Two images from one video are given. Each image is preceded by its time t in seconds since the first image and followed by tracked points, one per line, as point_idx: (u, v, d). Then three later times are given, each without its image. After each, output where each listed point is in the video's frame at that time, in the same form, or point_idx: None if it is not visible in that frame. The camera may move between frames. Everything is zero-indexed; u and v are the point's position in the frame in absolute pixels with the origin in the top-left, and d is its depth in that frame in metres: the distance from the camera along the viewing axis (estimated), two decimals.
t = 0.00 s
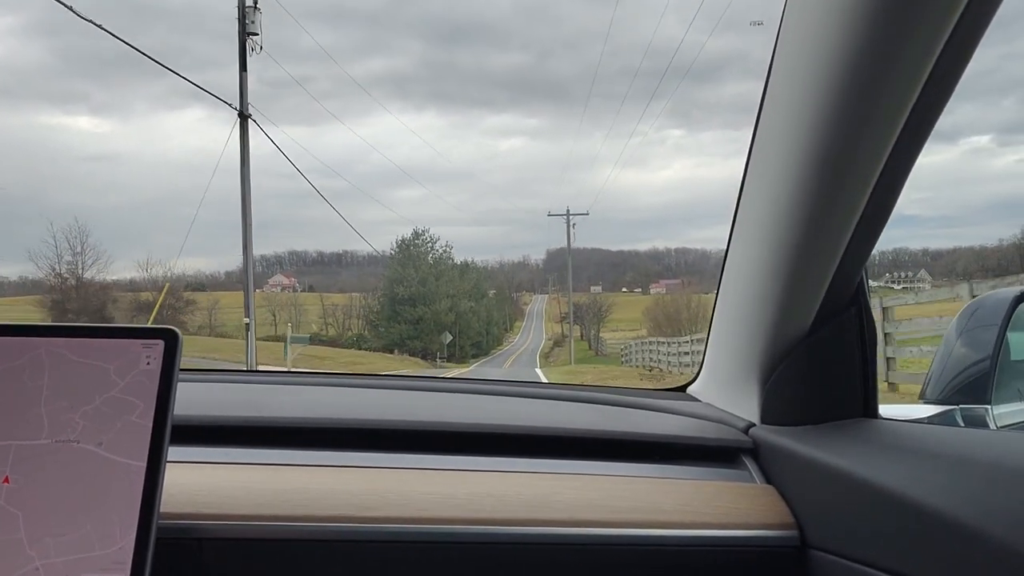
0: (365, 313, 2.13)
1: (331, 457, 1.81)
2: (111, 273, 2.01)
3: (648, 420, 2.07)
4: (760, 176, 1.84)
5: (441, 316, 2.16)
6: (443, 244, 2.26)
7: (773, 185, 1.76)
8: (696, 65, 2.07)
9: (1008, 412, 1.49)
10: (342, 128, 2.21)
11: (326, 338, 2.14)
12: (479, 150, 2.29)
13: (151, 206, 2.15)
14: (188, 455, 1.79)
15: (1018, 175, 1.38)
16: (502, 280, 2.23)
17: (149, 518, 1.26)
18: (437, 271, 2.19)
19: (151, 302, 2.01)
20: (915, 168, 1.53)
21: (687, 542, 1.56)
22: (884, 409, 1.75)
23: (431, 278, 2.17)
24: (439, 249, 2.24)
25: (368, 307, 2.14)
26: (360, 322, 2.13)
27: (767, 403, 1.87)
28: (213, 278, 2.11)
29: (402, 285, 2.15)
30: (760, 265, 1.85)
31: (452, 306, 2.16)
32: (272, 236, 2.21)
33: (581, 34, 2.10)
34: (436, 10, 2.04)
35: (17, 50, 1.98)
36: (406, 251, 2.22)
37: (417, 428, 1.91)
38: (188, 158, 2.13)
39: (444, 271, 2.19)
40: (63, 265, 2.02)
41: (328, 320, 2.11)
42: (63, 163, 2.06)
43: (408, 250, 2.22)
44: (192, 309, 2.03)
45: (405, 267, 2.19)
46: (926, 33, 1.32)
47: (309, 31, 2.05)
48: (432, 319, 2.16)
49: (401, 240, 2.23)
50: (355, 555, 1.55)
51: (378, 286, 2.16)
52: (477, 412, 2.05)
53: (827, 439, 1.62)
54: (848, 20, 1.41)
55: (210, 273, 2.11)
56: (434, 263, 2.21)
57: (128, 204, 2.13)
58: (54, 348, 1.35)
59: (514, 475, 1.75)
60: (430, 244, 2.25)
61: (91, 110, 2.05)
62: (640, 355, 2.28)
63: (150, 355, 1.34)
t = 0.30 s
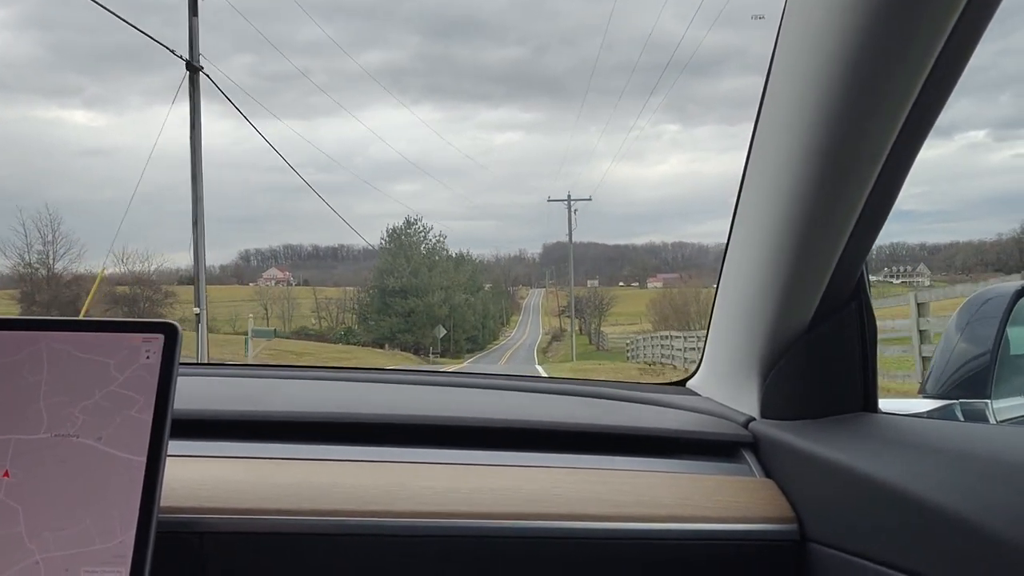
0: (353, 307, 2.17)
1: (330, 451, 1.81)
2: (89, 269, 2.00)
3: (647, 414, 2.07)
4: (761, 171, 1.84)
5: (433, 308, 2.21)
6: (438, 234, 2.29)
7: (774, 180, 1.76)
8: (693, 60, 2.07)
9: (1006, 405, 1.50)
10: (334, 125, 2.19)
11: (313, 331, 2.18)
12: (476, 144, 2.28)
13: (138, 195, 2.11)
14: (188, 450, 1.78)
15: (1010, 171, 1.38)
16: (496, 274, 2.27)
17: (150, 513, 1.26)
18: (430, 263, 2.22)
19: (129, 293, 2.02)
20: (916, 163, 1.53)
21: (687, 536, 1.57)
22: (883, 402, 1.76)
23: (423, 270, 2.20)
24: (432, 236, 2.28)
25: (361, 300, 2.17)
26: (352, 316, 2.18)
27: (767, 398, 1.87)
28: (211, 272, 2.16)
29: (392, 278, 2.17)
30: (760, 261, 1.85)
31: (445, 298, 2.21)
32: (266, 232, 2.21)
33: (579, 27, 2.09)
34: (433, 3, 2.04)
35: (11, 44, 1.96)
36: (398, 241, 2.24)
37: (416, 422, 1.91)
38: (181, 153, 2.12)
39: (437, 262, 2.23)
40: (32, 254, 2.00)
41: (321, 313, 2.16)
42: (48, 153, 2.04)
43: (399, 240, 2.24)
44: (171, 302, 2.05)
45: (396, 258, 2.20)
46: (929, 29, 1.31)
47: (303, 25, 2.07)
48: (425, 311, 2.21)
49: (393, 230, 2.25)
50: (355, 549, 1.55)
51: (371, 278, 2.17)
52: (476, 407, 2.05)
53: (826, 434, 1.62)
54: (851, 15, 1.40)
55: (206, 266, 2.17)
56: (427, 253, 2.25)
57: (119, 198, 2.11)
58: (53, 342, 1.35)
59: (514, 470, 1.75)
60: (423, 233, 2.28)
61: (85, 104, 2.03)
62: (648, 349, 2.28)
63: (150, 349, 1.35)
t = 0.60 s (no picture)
0: (341, 302, 2.14)
1: (329, 448, 1.81)
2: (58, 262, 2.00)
3: (646, 410, 2.07)
4: (758, 168, 1.85)
5: (425, 303, 2.17)
6: (428, 225, 2.26)
7: (772, 177, 1.77)
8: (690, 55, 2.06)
9: (1007, 400, 1.47)
10: (330, 120, 2.18)
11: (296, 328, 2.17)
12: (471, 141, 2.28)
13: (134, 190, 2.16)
14: (186, 446, 1.79)
15: (1002, 168, 1.39)
16: (492, 270, 2.23)
17: (149, 510, 1.26)
18: (421, 256, 2.19)
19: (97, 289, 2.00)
20: (913, 162, 1.53)
21: (686, 531, 1.57)
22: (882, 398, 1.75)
23: (414, 264, 2.16)
24: (424, 227, 2.26)
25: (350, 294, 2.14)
26: (342, 312, 2.15)
27: (766, 394, 1.88)
28: (198, 268, 2.15)
29: (382, 270, 2.14)
30: (759, 255, 1.85)
31: (437, 294, 2.17)
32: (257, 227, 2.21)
33: (573, 22, 2.07)
34: None
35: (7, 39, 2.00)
36: (386, 234, 2.20)
37: (416, 418, 1.91)
38: (174, 147, 2.15)
39: (429, 255, 2.21)
40: None
41: (312, 309, 2.13)
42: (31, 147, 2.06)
43: (387, 232, 2.20)
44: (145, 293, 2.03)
45: (385, 250, 2.18)
46: (927, 26, 1.32)
47: (296, 21, 2.05)
48: (416, 306, 2.17)
49: (381, 222, 2.21)
50: (353, 546, 1.55)
51: (356, 273, 2.15)
52: (476, 403, 2.05)
53: (824, 430, 1.62)
54: (850, 11, 1.41)
55: (198, 263, 2.16)
56: (418, 245, 2.22)
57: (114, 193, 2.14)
58: (50, 340, 1.35)
59: (513, 466, 1.75)
60: (413, 224, 2.25)
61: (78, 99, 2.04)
62: (651, 347, 2.28)
63: (147, 346, 1.34)
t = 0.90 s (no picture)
0: (329, 300, 2.15)
1: (331, 443, 1.81)
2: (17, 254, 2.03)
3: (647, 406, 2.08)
4: (759, 165, 1.85)
5: (415, 299, 2.18)
6: (420, 214, 2.23)
7: (773, 174, 1.77)
8: (686, 53, 2.06)
9: (1006, 397, 1.45)
10: (323, 115, 2.17)
11: (277, 326, 2.20)
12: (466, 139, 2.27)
13: (129, 189, 2.15)
14: (189, 442, 1.79)
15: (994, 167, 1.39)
16: (487, 266, 2.22)
17: (151, 505, 1.26)
18: (412, 249, 2.17)
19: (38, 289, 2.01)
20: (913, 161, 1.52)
21: (688, 527, 1.57)
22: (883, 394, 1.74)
23: (404, 258, 2.14)
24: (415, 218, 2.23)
25: (335, 290, 2.14)
26: (327, 309, 2.15)
27: (768, 389, 1.88)
28: (190, 265, 2.16)
29: (369, 265, 2.13)
30: (761, 251, 1.84)
31: (428, 290, 2.18)
32: (256, 224, 2.22)
33: (567, 19, 2.05)
34: None
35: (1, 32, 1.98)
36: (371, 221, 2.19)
37: (419, 414, 1.91)
38: (170, 145, 2.14)
39: (420, 249, 2.18)
40: None
41: (302, 306, 2.14)
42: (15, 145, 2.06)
43: (375, 223, 2.19)
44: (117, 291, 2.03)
45: (373, 242, 2.16)
46: (926, 24, 1.31)
47: (287, 18, 2.05)
48: (404, 302, 2.17)
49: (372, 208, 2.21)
50: (354, 541, 1.55)
51: (343, 268, 2.14)
52: (477, 399, 2.05)
53: (825, 426, 1.62)
54: (851, 8, 1.41)
55: (190, 259, 2.17)
56: (409, 239, 2.19)
57: (109, 193, 2.14)
58: (53, 336, 1.35)
59: (515, 461, 1.75)
60: (403, 214, 2.23)
61: (72, 95, 2.07)
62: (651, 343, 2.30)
63: (149, 341, 1.35)
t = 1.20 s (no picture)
0: (313, 297, 2.15)
1: (333, 442, 1.81)
2: None
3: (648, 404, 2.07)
4: (760, 165, 1.85)
5: (403, 296, 2.21)
6: (409, 210, 2.25)
7: (773, 174, 1.77)
8: (681, 52, 2.06)
9: (1006, 395, 1.48)
10: (319, 114, 2.16)
11: (256, 325, 2.18)
12: (460, 137, 2.26)
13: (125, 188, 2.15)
14: (190, 441, 1.79)
15: (987, 167, 1.43)
16: (482, 265, 2.23)
17: (153, 504, 1.26)
18: (401, 243, 2.21)
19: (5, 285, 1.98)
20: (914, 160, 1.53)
21: (690, 525, 1.57)
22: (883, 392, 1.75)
23: (391, 253, 2.19)
24: (403, 211, 2.24)
25: (319, 292, 2.14)
26: (308, 305, 2.15)
27: (768, 389, 1.88)
28: (185, 262, 2.15)
29: (353, 260, 2.16)
30: (762, 250, 1.84)
31: (417, 286, 2.20)
32: (250, 223, 2.20)
33: (563, 18, 2.04)
34: None
35: None
36: (358, 216, 2.21)
37: (420, 412, 1.91)
38: (166, 143, 2.13)
39: (412, 243, 2.23)
40: None
41: (292, 305, 2.14)
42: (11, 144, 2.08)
43: (359, 213, 2.21)
44: (85, 289, 2.02)
45: (359, 234, 2.19)
46: (926, 24, 1.31)
47: (287, 16, 2.02)
48: (393, 298, 2.20)
49: (359, 202, 2.21)
50: (357, 539, 1.56)
51: (327, 265, 2.15)
52: (478, 398, 2.05)
53: (826, 425, 1.62)
54: (851, 9, 1.40)
55: (184, 258, 2.16)
56: (398, 231, 2.22)
57: (108, 193, 2.15)
58: (55, 336, 1.36)
59: (517, 460, 1.75)
60: (392, 207, 2.24)
61: (64, 93, 2.04)
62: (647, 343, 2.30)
63: (152, 340, 1.34)
